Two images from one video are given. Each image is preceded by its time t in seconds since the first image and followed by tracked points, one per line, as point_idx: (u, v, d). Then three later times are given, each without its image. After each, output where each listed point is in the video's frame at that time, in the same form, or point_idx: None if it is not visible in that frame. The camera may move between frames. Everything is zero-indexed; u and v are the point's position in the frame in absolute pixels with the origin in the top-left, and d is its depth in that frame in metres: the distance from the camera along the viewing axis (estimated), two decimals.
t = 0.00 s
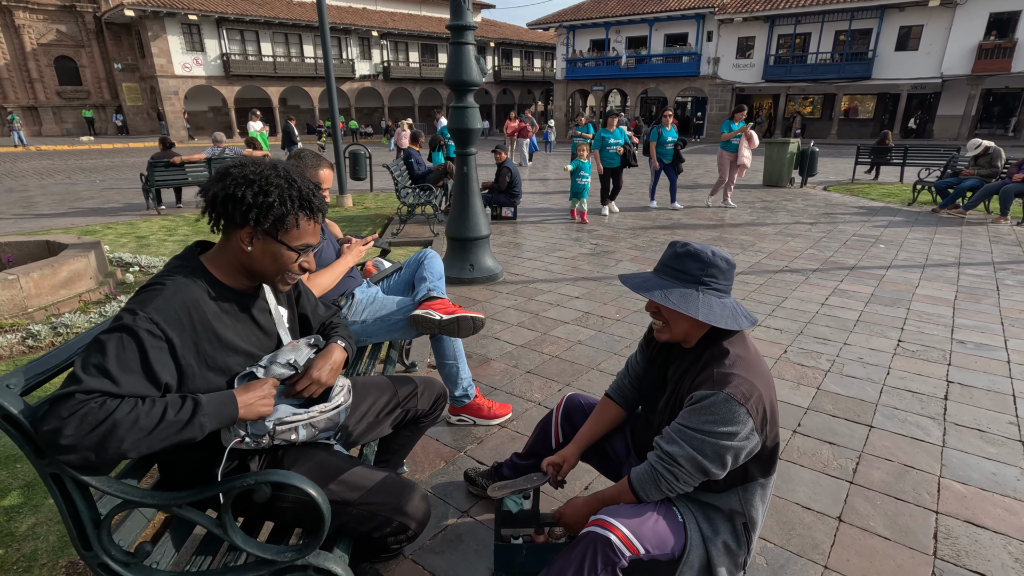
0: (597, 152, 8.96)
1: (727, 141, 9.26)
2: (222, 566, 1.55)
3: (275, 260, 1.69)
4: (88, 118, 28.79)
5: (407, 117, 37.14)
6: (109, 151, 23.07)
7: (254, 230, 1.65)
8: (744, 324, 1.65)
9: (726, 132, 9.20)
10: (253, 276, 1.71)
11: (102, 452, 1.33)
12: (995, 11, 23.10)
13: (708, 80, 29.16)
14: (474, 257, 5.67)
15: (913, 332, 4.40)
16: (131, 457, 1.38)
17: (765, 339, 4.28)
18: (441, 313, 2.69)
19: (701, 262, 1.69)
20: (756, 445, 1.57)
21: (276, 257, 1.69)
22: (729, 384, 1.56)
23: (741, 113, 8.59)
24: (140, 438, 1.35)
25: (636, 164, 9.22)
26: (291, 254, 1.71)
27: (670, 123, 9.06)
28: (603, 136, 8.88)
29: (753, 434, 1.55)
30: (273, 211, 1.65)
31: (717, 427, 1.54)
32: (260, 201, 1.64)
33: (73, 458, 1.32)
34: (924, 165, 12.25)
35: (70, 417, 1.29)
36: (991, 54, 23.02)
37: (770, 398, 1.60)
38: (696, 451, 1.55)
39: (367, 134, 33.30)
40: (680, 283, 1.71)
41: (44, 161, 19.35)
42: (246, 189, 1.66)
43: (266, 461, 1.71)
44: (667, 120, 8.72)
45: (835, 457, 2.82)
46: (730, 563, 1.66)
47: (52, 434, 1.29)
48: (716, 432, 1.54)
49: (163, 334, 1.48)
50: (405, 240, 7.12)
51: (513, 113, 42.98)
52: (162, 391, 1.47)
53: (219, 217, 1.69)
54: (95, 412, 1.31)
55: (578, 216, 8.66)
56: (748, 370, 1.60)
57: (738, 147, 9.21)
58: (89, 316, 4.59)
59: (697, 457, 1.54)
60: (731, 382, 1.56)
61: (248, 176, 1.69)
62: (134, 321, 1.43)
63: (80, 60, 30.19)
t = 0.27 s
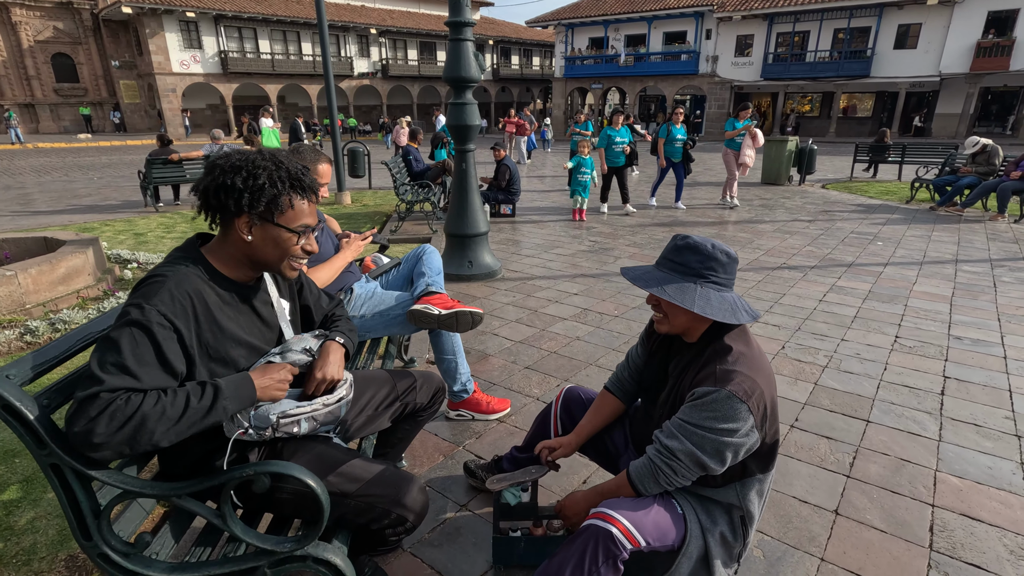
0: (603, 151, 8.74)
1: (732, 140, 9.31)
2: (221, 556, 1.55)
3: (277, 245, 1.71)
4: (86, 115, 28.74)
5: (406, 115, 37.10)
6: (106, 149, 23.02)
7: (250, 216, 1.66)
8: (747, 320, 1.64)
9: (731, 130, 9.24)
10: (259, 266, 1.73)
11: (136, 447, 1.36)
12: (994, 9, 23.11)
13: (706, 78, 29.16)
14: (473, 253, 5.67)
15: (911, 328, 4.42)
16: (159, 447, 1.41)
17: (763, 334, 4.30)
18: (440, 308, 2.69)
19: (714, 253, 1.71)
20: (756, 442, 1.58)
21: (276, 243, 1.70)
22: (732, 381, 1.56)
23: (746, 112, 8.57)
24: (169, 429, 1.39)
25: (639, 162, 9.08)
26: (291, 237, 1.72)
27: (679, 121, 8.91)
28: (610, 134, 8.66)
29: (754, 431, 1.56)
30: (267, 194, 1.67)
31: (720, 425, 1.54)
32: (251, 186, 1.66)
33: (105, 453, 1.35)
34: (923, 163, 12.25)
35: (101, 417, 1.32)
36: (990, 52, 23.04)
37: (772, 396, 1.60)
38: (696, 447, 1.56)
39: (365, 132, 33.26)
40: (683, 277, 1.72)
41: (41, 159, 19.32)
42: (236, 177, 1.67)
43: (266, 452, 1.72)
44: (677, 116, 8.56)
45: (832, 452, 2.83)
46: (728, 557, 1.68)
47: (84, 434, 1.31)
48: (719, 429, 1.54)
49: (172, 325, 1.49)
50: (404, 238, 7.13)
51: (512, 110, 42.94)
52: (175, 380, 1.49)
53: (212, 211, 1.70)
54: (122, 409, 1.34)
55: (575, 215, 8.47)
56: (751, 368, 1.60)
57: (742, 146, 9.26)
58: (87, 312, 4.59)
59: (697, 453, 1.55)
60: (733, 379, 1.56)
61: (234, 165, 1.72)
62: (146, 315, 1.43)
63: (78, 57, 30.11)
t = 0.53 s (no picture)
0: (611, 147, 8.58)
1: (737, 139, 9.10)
2: (219, 550, 1.55)
3: (275, 255, 1.71)
4: (83, 113, 28.66)
5: (404, 114, 37.05)
6: (104, 147, 22.95)
7: (258, 222, 1.65)
8: (723, 320, 1.65)
9: (737, 130, 9.05)
10: (251, 268, 1.73)
11: (168, 434, 1.42)
12: (992, 8, 23.13)
13: (705, 77, 29.16)
14: (471, 251, 5.66)
15: (908, 325, 4.43)
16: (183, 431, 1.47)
17: (760, 331, 4.30)
18: (438, 304, 2.69)
19: (695, 256, 1.70)
20: (743, 438, 1.58)
21: (276, 251, 1.69)
22: (715, 380, 1.56)
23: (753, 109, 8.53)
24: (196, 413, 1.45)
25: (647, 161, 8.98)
26: (290, 251, 1.71)
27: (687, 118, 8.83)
28: (618, 130, 8.54)
29: (738, 427, 1.55)
30: (283, 210, 1.65)
31: (702, 423, 1.54)
32: (270, 196, 1.64)
33: (138, 442, 1.40)
34: (921, 162, 12.27)
35: (134, 409, 1.37)
36: (988, 51, 23.07)
37: (757, 392, 1.60)
38: (679, 444, 1.56)
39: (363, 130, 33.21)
40: (663, 283, 1.71)
41: (38, 157, 19.25)
42: (258, 181, 1.66)
43: (263, 447, 1.72)
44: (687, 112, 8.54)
45: (830, 447, 2.84)
46: (725, 551, 1.68)
47: (118, 428, 1.36)
48: (700, 427, 1.54)
49: (185, 315, 1.52)
50: (402, 236, 7.12)
51: (511, 109, 42.89)
52: (189, 365, 1.52)
53: (226, 205, 1.69)
54: (151, 399, 1.39)
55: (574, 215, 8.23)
56: (734, 366, 1.60)
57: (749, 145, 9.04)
58: (85, 310, 4.58)
59: (680, 449, 1.56)
60: (716, 378, 1.56)
61: (263, 170, 1.70)
62: (159, 308, 1.45)
63: (75, 55, 30.01)
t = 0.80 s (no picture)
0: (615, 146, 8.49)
1: (742, 138, 9.00)
2: (215, 547, 1.55)
3: (281, 253, 1.71)
4: (80, 112, 28.57)
5: (403, 112, 37.00)
6: (101, 146, 22.89)
7: (266, 221, 1.64)
8: (680, 319, 1.65)
9: (740, 129, 8.96)
10: (254, 263, 1.73)
11: (162, 426, 1.41)
12: (989, 7, 23.14)
13: (703, 76, 29.16)
14: (470, 249, 5.66)
15: (906, 323, 4.43)
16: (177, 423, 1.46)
17: (758, 329, 4.30)
18: (436, 302, 2.69)
19: (632, 274, 1.66)
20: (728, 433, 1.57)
21: (282, 250, 1.69)
22: (695, 377, 1.56)
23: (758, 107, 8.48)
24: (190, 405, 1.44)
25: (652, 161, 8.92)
26: (297, 249, 1.71)
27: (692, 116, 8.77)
28: (623, 129, 8.45)
29: (722, 421, 1.55)
30: (291, 208, 1.65)
31: (682, 419, 1.54)
32: (277, 195, 1.63)
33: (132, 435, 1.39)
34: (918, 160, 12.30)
35: (129, 402, 1.35)
36: (985, 50, 23.10)
37: (738, 385, 1.60)
38: (660, 439, 1.56)
39: (361, 129, 33.18)
40: (614, 311, 1.67)
41: (35, 156, 19.19)
42: (265, 181, 1.64)
43: (260, 444, 1.72)
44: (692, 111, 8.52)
45: (827, 444, 2.84)
46: (722, 545, 1.69)
47: (113, 420, 1.35)
48: (681, 424, 1.54)
49: (185, 309, 1.51)
50: (400, 234, 7.12)
51: (509, 108, 42.86)
52: (187, 358, 1.51)
53: (229, 204, 1.68)
54: (147, 390, 1.38)
55: (574, 215, 8.16)
56: (713, 362, 1.60)
57: (753, 142, 8.98)
58: (82, 309, 4.57)
59: (662, 445, 1.56)
60: (695, 375, 1.56)
61: (267, 168, 1.68)
62: (161, 301, 1.44)
63: (72, 53, 29.92)
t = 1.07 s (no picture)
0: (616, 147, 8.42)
1: (746, 138, 8.94)
2: (213, 548, 1.55)
3: (281, 253, 1.70)
4: (77, 111, 28.45)
5: (401, 111, 36.96)
6: (99, 145, 22.83)
7: (267, 221, 1.64)
8: (658, 324, 1.67)
9: (744, 128, 8.92)
10: (255, 263, 1.72)
11: (148, 424, 1.39)
12: (987, 6, 23.17)
13: (701, 74, 29.15)
14: (468, 249, 5.66)
15: (903, 322, 4.44)
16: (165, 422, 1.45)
17: (756, 329, 4.31)
18: (434, 302, 2.68)
19: (605, 288, 1.68)
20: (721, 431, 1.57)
21: (282, 250, 1.69)
22: (686, 377, 1.56)
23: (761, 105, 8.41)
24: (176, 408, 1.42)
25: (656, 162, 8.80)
26: (298, 249, 1.71)
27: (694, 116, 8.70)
28: (624, 130, 8.40)
29: (713, 420, 1.54)
30: (290, 207, 1.64)
31: (674, 420, 1.54)
32: (277, 195, 1.63)
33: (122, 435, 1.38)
34: (916, 159, 12.32)
35: (115, 400, 1.34)
36: (983, 49, 23.14)
37: (728, 384, 1.60)
38: (654, 442, 1.57)
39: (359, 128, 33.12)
40: (595, 326, 1.69)
41: (32, 155, 19.12)
42: (265, 181, 1.64)
43: (258, 445, 1.71)
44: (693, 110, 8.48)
45: (825, 444, 2.85)
46: (719, 544, 1.70)
47: (97, 418, 1.34)
48: (673, 425, 1.54)
49: (179, 309, 1.50)
50: (398, 234, 7.11)
51: (507, 107, 42.83)
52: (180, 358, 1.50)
53: (229, 204, 1.67)
54: (134, 390, 1.36)
55: (581, 218, 7.89)
56: (702, 361, 1.60)
57: (758, 143, 8.90)
58: (79, 308, 4.56)
59: (656, 448, 1.56)
60: (684, 375, 1.56)
61: (266, 167, 1.68)
62: (154, 300, 1.44)
63: (68, 52, 29.81)
